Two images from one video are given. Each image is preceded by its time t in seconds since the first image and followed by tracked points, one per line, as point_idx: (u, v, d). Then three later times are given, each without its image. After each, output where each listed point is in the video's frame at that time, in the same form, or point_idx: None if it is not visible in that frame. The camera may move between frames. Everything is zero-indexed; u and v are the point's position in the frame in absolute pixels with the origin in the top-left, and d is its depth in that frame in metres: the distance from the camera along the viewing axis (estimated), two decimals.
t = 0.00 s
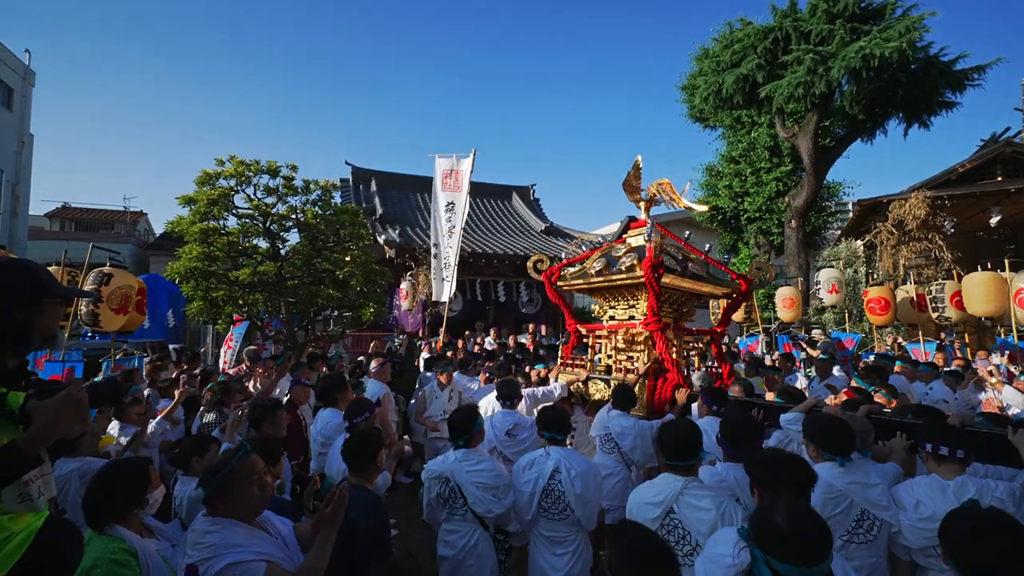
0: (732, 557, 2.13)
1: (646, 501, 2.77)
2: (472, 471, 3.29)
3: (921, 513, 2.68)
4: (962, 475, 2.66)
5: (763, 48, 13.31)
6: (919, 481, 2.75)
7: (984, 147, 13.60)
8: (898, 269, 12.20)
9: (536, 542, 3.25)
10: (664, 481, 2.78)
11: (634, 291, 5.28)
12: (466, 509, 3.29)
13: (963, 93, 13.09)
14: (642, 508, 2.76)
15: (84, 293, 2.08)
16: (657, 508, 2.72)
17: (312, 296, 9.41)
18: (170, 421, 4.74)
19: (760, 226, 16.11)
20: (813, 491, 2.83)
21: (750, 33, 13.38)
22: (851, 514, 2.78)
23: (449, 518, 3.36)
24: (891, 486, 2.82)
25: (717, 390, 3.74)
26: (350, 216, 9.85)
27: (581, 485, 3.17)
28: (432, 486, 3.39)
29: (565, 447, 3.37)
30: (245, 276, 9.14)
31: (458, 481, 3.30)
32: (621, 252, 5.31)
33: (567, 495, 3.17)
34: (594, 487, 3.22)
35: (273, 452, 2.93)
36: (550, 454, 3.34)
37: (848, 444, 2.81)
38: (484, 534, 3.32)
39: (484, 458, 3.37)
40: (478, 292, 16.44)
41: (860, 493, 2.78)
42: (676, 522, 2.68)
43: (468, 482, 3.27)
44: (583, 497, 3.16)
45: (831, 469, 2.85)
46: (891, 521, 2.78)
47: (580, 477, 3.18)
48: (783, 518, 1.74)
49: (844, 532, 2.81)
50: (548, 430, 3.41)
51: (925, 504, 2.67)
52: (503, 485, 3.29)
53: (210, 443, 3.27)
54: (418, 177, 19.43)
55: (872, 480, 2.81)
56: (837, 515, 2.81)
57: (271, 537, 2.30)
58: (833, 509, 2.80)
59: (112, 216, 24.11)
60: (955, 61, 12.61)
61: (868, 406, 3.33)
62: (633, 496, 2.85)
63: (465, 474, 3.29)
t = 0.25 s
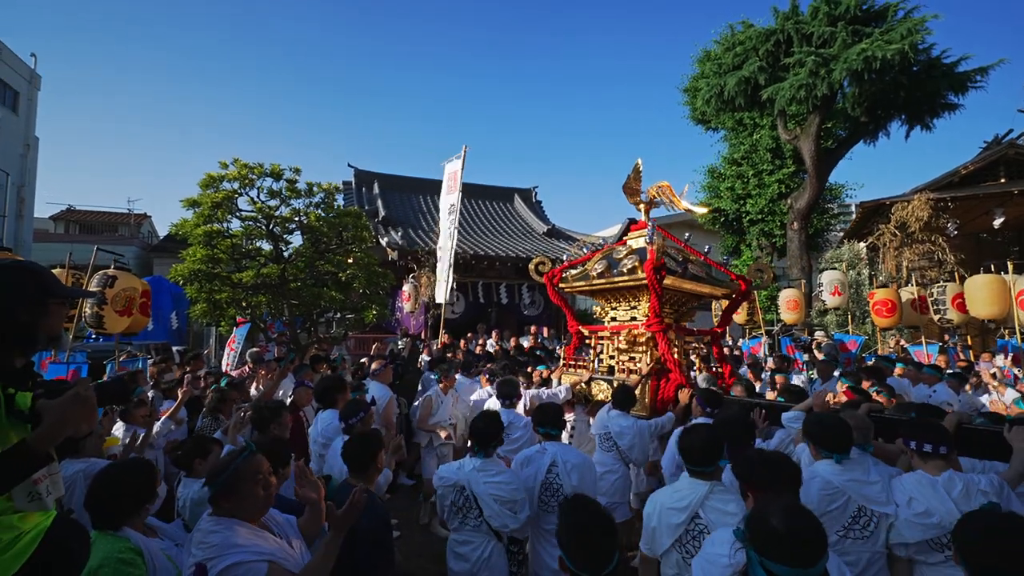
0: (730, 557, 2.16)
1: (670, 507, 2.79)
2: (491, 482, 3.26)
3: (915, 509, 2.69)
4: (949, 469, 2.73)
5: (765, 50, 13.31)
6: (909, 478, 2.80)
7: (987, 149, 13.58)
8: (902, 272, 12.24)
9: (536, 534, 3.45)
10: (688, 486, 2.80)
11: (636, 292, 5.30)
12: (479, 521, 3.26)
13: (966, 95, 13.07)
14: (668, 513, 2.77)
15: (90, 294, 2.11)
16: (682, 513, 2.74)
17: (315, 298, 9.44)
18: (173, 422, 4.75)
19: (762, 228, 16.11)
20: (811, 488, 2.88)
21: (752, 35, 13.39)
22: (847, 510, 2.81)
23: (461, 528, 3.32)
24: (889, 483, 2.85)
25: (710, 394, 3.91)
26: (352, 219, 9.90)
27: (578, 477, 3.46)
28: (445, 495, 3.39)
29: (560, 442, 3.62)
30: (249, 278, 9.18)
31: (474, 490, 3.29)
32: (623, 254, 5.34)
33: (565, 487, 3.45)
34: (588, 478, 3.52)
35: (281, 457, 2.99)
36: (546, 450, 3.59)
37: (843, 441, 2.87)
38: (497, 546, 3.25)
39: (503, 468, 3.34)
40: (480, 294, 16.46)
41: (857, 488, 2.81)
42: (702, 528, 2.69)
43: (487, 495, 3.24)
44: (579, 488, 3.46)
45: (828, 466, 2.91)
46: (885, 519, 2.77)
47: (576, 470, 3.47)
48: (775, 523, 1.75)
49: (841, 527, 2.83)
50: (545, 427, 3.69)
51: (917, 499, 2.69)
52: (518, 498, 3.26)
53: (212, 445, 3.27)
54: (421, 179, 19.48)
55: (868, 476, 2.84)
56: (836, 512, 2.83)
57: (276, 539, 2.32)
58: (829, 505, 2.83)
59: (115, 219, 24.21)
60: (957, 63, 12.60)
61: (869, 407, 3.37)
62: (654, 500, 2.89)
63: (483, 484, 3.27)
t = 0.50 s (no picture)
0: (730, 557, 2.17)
1: (691, 511, 2.80)
2: (509, 491, 3.25)
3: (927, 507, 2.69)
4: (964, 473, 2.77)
5: (767, 52, 13.32)
6: (925, 475, 2.80)
7: (990, 151, 13.57)
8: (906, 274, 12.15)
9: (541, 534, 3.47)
10: (710, 490, 2.81)
11: (639, 295, 5.32)
12: (494, 527, 3.25)
13: (969, 97, 13.06)
14: (688, 517, 2.78)
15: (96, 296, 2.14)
16: (704, 518, 2.75)
17: (318, 300, 9.48)
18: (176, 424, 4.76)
19: (764, 230, 16.11)
20: (811, 487, 2.85)
21: (754, 37, 13.41)
22: (847, 512, 2.79)
23: (473, 535, 3.31)
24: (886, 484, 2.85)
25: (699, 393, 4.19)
26: (355, 221, 9.94)
27: (582, 480, 3.57)
28: (456, 502, 3.37)
29: (560, 445, 3.66)
30: (252, 281, 9.21)
31: (491, 498, 3.27)
32: (627, 257, 5.36)
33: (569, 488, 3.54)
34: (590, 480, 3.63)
35: (286, 460, 3.00)
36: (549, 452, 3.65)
37: (843, 441, 2.88)
38: (510, 553, 3.26)
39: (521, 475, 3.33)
40: (482, 296, 16.49)
41: (857, 489, 2.80)
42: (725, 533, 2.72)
43: (504, 503, 3.23)
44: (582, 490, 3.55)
45: (826, 467, 2.90)
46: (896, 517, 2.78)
47: (580, 472, 3.58)
48: (766, 527, 1.75)
49: (842, 528, 2.81)
50: (545, 429, 3.70)
51: (933, 496, 2.69)
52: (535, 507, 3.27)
53: (214, 447, 3.29)
54: (423, 181, 19.52)
55: (866, 477, 2.85)
56: (836, 512, 2.81)
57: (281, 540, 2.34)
58: (830, 506, 2.81)
59: (119, 221, 24.30)
60: (960, 65, 12.59)
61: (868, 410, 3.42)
62: (670, 503, 2.91)
63: (501, 492, 3.25)
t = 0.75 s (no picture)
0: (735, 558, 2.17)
1: (703, 510, 2.81)
2: (519, 491, 3.25)
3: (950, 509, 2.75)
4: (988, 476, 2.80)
5: (770, 55, 13.32)
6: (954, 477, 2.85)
7: (994, 153, 13.54)
8: (908, 276, 12.33)
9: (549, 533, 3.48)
10: (722, 490, 2.81)
11: (641, 298, 5.32)
12: (502, 528, 3.24)
13: (972, 99, 13.04)
14: (700, 515, 2.79)
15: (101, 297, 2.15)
16: (715, 517, 2.76)
17: (320, 302, 9.49)
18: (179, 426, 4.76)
19: (767, 232, 16.09)
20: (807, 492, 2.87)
21: (756, 40, 13.42)
22: (844, 517, 2.81)
23: (481, 535, 3.30)
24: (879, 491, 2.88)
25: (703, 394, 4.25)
26: (358, 223, 9.95)
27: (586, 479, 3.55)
28: (466, 502, 3.37)
29: (569, 444, 3.68)
30: (255, 282, 9.22)
31: (500, 498, 3.26)
32: (628, 260, 5.34)
33: (573, 487, 3.54)
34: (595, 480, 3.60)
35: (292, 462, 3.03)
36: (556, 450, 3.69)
37: (838, 443, 2.89)
38: (518, 554, 3.24)
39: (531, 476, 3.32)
40: (484, 298, 16.49)
41: (853, 495, 2.82)
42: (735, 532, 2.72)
43: (514, 502, 3.22)
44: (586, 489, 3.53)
45: (822, 471, 2.91)
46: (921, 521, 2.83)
47: (584, 472, 3.57)
48: (766, 525, 1.75)
49: (837, 533, 2.83)
50: (556, 429, 3.71)
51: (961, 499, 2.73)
52: (544, 508, 3.26)
53: (216, 448, 3.30)
54: (426, 184, 19.55)
55: (861, 482, 2.87)
56: (832, 518, 2.83)
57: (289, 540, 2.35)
58: (825, 511, 2.83)
59: (123, 224, 24.39)
60: (963, 67, 12.58)
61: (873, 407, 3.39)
62: (682, 508, 2.90)
63: (511, 493, 3.24)
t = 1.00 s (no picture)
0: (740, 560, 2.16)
1: (701, 512, 2.79)
2: (509, 491, 3.22)
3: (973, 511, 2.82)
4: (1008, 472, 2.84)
5: (771, 57, 13.33)
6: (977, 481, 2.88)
7: (996, 155, 13.54)
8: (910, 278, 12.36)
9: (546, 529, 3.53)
10: (719, 493, 2.80)
11: (643, 299, 5.32)
12: (496, 529, 3.23)
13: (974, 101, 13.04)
14: (696, 517, 2.78)
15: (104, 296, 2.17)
16: (709, 519, 2.74)
17: (322, 304, 9.50)
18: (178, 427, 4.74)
19: (769, 234, 16.07)
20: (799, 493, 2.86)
21: (758, 42, 13.43)
22: (838, 520, 2.80)
23: (478, 534, 3.31)
24: (873, 492, 2.87)
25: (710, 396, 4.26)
26: (359, 225, 9.96)
27: (584, 480, 3.50)
28: (463, 500, 3.37)
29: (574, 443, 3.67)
30: (256, 284, 9.21)
31: (492, 499, 3.24)
32: (629, 261, 5.35)
33: (571, 487, 3.51)
34: (595, 480, 3.55)
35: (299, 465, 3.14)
36: (560, 448, 3.66)
37: (834, 445, 2.89)
38: (513, 555, 3.24)
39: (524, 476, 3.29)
40: (486, 300, 16.49)
41: (847, 498, 2.81)
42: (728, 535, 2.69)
43: (505, 503, 3.20)
44: (585, 490, 3.49)
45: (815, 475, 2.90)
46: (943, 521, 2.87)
47: (583, 472, 3.52)
48: (770, 526, 1.73)
49: (831, 536, 2.82)
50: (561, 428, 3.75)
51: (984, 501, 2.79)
52: (537, 510, 3.23)
53: (216, 451, 3.29)
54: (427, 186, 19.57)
55: (857, 484, 2.86)
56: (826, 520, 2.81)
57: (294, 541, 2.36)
58: (819, 514, 2.80)
59: (125, 226, 24.43)
60: (964, 69, 12.57)
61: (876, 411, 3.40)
62: (682, 511, 2.88)
63: (502, 493, 3.22)
